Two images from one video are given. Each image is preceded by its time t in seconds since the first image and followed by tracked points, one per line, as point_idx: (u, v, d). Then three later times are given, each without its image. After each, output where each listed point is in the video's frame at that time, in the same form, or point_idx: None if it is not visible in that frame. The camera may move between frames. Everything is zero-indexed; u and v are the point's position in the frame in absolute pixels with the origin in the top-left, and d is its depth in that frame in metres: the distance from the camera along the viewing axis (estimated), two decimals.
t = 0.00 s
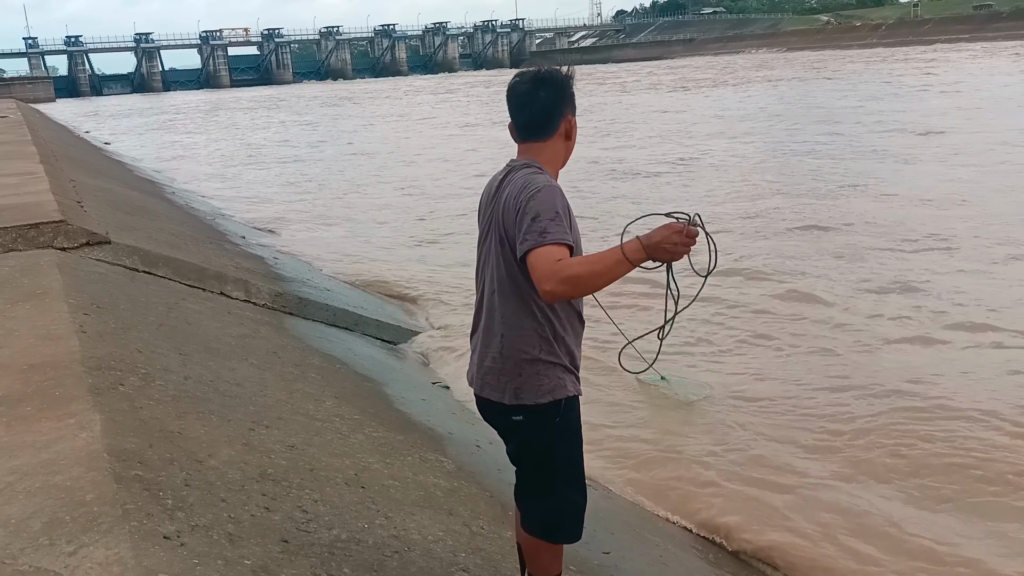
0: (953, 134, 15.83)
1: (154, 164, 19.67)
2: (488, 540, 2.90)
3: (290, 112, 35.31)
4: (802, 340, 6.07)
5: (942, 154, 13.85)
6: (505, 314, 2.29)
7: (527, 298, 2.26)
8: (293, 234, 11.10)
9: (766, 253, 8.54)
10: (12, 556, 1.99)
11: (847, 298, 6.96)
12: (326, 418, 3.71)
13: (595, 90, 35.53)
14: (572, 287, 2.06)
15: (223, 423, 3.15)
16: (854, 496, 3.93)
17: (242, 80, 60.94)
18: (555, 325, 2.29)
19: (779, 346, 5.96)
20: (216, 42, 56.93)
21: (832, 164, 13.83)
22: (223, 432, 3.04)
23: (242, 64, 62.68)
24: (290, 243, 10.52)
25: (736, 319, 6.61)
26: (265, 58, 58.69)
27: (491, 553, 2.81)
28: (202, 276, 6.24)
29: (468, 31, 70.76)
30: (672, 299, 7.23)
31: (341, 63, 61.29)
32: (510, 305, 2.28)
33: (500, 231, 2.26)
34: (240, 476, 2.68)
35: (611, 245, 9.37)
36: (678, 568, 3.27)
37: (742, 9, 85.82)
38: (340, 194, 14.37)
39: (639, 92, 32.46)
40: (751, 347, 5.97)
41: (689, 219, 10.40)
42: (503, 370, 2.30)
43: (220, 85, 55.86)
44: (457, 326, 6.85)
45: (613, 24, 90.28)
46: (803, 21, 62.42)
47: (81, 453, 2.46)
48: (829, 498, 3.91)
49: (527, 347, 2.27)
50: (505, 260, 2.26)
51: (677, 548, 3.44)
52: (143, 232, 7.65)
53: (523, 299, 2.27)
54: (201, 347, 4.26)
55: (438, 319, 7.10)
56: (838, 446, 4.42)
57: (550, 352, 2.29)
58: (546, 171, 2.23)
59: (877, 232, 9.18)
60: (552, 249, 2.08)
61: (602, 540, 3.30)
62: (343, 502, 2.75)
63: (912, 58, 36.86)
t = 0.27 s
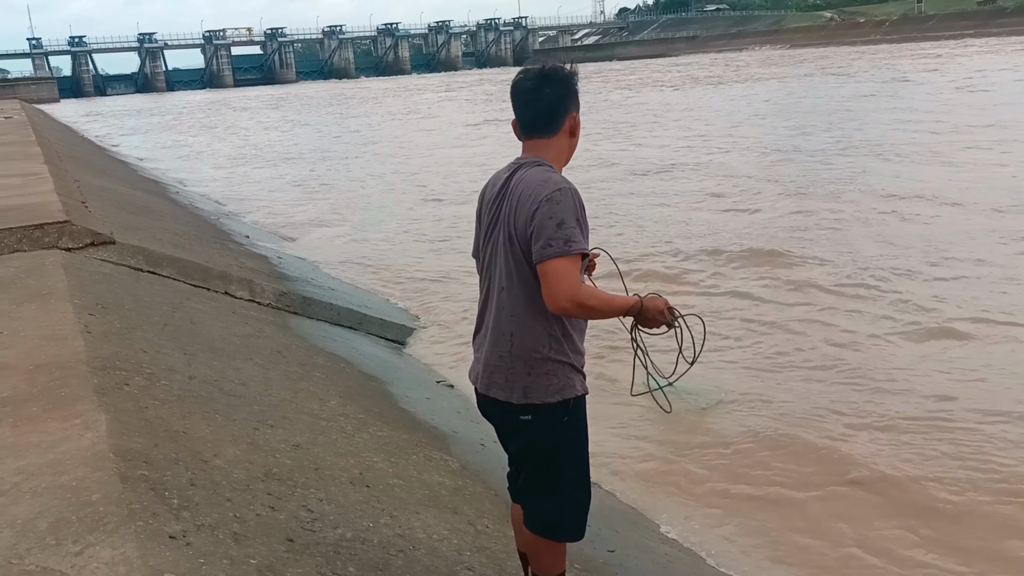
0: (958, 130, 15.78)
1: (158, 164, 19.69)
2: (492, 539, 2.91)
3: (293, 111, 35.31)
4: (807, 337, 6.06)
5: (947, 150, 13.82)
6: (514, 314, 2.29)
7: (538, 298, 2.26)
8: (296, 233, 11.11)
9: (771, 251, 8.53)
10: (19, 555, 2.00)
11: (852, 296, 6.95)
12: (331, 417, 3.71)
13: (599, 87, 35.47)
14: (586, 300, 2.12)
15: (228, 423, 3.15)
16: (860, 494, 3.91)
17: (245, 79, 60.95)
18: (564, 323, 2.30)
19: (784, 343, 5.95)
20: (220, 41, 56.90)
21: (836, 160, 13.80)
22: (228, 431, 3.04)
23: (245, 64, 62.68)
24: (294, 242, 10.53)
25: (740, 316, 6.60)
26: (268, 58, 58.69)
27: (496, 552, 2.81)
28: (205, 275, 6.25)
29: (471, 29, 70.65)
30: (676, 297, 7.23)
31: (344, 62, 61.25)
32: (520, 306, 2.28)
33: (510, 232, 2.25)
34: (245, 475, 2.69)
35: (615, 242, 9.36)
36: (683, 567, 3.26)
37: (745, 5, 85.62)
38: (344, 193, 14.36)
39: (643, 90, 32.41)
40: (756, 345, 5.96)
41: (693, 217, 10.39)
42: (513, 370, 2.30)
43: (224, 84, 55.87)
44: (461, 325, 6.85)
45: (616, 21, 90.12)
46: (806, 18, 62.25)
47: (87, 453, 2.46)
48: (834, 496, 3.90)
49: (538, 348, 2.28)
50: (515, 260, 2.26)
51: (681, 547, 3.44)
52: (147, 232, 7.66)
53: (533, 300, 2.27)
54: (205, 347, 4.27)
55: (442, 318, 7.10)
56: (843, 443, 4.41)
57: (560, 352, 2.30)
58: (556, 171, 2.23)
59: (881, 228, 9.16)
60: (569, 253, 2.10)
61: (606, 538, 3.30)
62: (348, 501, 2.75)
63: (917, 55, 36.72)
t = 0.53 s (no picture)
0: (960, 127, 15.77)
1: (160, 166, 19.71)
2: (497, 540, 2.90)
3: (295, 112, 35.33)
4: (809, 336, 6.07)
5: (949, 147, 13.82)
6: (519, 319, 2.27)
7: (547, 301, 2.24)
8: (299, 234, 11.13)
9: (772, 249, 8.54)
10: (25, 558, 2.01)
11: (854, 294, 6.96)
12: (335, 418, 3.72)
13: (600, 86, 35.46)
14: (603, 300, 2.16)
15: (232, 424, 3.16)
16: (863, 497, 3.91)
17: (247, 80, 60.99)
18: (572, 325, 2.29)
19: (786, 343, 5.97)
20: (221, 43, 56.93)
21: (838, 158, 13.81)
22: (232, 433, 3.05)
23: (247, 65, 62.71)
24: (296, 243, 10.55)
25: (742, 315, 6.61)
26: (269, 58, 58.71)
27: (501, 552, 2.81)
28: (208, 277, 6.26)
29: (471, 28, 70.64)
30: (678, 296, 7.24)
31: (345, 63, 61.26)
32: (529, 309, 2.25)
33: (518, 235, 2.22)
34: (250, 477, 2.69)
35: (616, 242, 9.38)
36: (686, 568, 3.27)
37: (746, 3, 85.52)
38: (346, 193, 14.38)
39: (645, 89, 32.39)
40: (758, 344, 5.97)
41: (694, 216, 10.40)
42: (522, 374, 2.28)
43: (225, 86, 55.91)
44: (464, 325, 6.86)
45: (616, 20, 90.08)
46: (807, 15, 62.18)
47: (92, 455, 2.47)
48: (838, 499, 3.89)
49: (549, 350, 2.26)
50: (523, 262, 2.23)
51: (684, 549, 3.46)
52: (150, 234, 7.67)
53: (543, 302, 2.24)
54: (208, 348, 4.27)
55: (445, 318, 7.12)
56: (845, 444, 4.42)
57: (568, 355, 2.28)
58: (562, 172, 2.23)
59: (883, 226, 9.17)
60: (583, 258, 2.12)
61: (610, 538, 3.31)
62: (353, 502, 2.76)
63: (920, 51, 36.63)
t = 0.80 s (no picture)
0: (962, 124, 15.76)
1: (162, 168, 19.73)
2: (501, 539, 2.90)
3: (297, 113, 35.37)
4: (811, 334, 6.07)
5: (951, 144, 13.81)
6: (532, 324, 2.23)
7: (562, 306, 2.22)
8: (301, 234, 11.14)
9: (774, 248, 8.54)
10: (29, 559, 2.01)
11: (856, 292, 6.96)
12: (338, 418, 3.72)
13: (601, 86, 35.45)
14: (623, 302, 2.19)
15: (235, 425, 3.16)
16: (865, 496, 3.91)
17: (249, 81, 61.04)
18: (584, 329, 2.28)
19: (788, 341, 5.97)
20: (222, 44, 56.97)
21: (840, 156, 13.81)
22: (235, 433, 3.05)
23: (248, 66, 62.75)
24: (299, 243, 10.56)
25: (745, 314, 6.61)
26: (271, 59, 58.73)
27: (505, 551, 2.81)
28: (211, 278, 6.26)
29: (472, 28, 70.64)
30: (681, 295, 7.24)
31: (346, 64, 61.27)
32: (543, 314, 2.22)
33: (531, 240, 2.18)
34: (253, 477, 2.69)
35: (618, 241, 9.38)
36: (688, 566, 3.27)
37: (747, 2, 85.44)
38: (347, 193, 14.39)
39: (646, 88, 32.37)
40: (760, 342, 5.98)
41: (696, 215, 10.40)
42: (536, 381, 2.24)
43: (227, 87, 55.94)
44: (466, 324, 6.87)
45: (618, 19, 90.06)
46: (808, 13, 62.09)
47: (96, 456, 2.47)
48: (840, 499, 3.89)
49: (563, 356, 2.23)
50: (536, 266, 2.19)
51: (686, 547, 3.46)
52: (152, 236, 7.67)
53: (557, 307, 2.22)
54: (212, 349, 4.28)
55: (448, 317, 7.12)
56: (847, 443, 4.43)
57: (581, 360, 2.26)
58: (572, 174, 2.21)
59: (885, 224, 9.17)
60: (607, 262, 2.13)
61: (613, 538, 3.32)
62: (356, 502, 2.76)
63: (922, 49, 36.55)
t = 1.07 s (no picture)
0: (962, 118, 15.76)
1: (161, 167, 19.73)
2: (500, 535, 2.90)
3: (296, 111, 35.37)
4: (810, 329, 6.07)
5: (950, 138, 13.82)
6: (553, 331, 2.16)
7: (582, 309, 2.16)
8: (301, 232, 11.15)
9: (774, 244, 8.55)
10: (26, 557, 2.00)
11: (855, 287, 6.97)
12: (337, 415, 3.71)
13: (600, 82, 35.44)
14: (648, 302, 2.14)
15: (234, 423, 3.15)
16: (863, 492, 3.92)
17: (248, 79, 61.02)
18: (603, 334, 2.22)
19: (786, 336, 5.98)
20: (221, 43, 56.95)
21: (838, 151, 13.82)
22: (234, 432, 3.04)
23: (247, 65, 62.72)
24: (298, 241, 10.56)
25: (744, 309, 6.62)
26: (270, 58, 58.68)
27: (504, 547, 2.81)
28: (210, 276, 6.25)
29: (471, 25, 70.58)
30: (680, 291, 7.25)
31: (345, 62, 61.25)
32: (562, 319, 2.16)
33: (549, 243, 2.11)
34: (251, 475, 2.69)
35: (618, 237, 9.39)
36: (686, 562, 3.27)
37: None
38: (347, 191, 14.39)
39: (645, 84, 32.36)
40: (759, 337, 5.98)
41: (696, 211, 10.40)
42: (556, 390, 2.17)
43: (226, 85, 55.90)
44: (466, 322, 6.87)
45: (617, 16, 89.97)
46: (808, 8, 62.00)
47: (93, 454, 2.47)
48: (838, 495, 3.89)
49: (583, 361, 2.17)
50: (555, 270, 2.13)
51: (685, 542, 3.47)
52: (151, 235, 7.67)
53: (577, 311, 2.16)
54: (210, 347, 4.27)
55: (447, 314, 7.13)
56: (845, 439, 4.44)
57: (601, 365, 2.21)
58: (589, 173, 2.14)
59: (884, 218, 9.18)
60: (634, 262, 2.09)
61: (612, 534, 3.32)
62: (355, 499, 2.75)
63: (922, 43, 36.51)
